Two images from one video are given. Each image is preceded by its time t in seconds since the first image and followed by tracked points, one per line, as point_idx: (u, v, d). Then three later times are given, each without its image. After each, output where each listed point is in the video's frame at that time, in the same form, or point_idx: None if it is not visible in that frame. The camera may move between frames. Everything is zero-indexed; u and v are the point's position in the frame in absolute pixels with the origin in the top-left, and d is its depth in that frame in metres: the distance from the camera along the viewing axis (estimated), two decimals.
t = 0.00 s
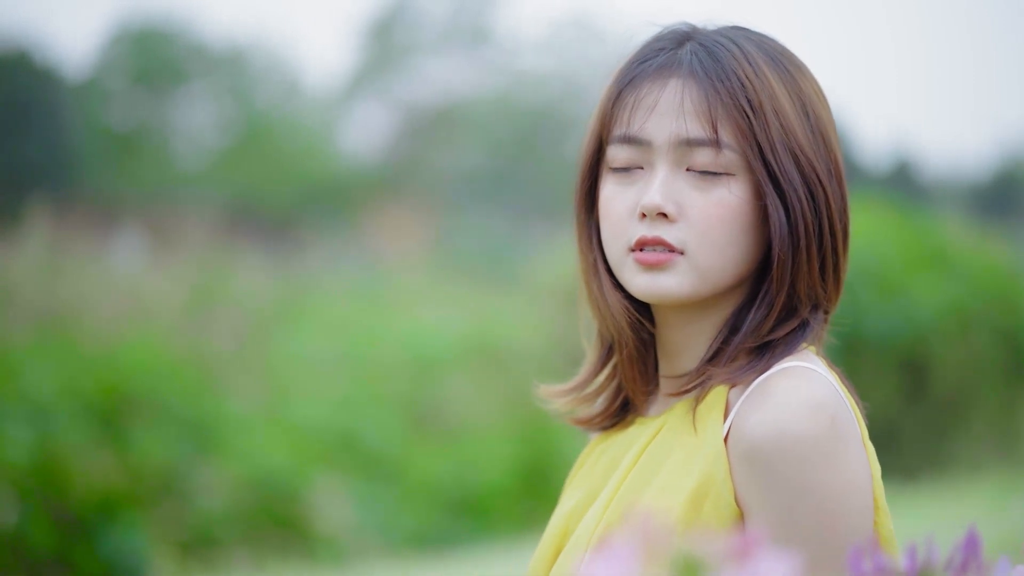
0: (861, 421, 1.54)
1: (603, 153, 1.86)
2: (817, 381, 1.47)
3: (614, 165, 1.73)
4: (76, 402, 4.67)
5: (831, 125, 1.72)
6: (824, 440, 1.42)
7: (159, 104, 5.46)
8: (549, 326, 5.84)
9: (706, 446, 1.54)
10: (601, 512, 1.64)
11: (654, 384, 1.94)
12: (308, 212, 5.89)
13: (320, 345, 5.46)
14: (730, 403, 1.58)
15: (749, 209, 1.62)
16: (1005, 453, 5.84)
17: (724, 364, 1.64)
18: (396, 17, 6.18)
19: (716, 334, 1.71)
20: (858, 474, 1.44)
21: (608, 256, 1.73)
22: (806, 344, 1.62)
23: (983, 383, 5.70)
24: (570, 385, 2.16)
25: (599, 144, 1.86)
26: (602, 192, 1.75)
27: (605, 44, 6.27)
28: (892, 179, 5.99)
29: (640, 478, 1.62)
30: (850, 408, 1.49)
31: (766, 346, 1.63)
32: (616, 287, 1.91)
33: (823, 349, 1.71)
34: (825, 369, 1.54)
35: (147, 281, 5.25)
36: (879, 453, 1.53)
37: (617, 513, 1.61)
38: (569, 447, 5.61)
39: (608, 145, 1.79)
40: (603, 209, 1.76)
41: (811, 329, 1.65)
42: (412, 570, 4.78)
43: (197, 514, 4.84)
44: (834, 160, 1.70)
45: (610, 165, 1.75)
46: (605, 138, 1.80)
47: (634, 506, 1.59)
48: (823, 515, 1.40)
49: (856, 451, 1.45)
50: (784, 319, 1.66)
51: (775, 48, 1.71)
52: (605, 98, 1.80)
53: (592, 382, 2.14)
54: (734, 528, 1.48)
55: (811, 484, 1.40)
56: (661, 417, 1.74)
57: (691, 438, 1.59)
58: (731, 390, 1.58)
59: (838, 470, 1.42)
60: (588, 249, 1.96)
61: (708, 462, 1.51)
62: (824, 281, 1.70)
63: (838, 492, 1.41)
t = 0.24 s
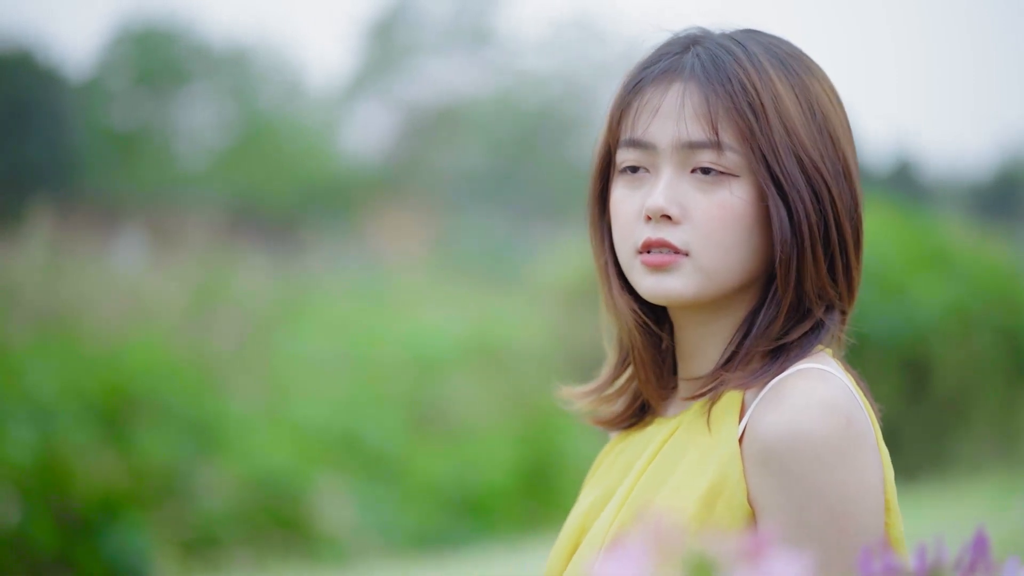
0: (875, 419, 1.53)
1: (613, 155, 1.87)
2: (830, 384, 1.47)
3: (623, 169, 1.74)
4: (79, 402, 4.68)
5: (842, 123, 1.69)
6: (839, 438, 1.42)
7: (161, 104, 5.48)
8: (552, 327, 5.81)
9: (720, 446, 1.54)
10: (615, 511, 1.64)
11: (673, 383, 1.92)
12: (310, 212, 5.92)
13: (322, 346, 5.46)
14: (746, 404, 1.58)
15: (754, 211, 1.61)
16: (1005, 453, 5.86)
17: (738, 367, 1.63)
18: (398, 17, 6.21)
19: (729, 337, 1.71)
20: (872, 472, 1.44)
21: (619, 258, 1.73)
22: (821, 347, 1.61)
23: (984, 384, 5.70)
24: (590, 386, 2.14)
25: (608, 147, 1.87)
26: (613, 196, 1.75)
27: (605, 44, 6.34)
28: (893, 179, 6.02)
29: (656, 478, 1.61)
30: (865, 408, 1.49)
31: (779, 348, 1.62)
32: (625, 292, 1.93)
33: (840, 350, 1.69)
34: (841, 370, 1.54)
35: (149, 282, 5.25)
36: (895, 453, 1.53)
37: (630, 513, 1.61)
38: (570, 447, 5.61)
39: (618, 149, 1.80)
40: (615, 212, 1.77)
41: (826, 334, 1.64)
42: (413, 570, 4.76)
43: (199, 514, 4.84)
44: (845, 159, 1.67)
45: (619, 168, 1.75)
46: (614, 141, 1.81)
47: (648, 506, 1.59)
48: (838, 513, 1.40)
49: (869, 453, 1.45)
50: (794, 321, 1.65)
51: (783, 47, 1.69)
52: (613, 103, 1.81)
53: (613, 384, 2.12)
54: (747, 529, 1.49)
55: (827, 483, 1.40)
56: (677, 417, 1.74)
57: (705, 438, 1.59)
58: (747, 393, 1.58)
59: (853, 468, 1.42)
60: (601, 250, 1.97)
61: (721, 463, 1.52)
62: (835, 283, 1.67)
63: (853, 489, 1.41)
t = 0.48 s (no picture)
0: (882, 424, 1.52)
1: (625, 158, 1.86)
2: (836, 385, 1.47)
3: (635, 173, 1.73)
4: (80, 403, 4.68)
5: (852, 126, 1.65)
6: (842, 444, 1.41)
7: (162, 104, 5.49)
8: (553, 328, 5.82)
9: (725, 446, 1.54)
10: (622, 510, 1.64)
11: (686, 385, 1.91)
12: (311, 212, 5.93)
13: (323, 346, 5.47)
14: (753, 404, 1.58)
15: (762, 214, 1.58)
16: (1006, 453, 5.84)
17: (747, 369, 1.62)
18: (399, 17, 6.19)
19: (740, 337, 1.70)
20: (874, 479, 1.44)
21: (632, 260, 1.73)
22: (830, 346, 1.59)
23: (984, 384, 5.70)
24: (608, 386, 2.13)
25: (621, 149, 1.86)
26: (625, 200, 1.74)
27: (606, 44, 6.31)
28: (894, 179, 6.03)
29: (662, 478, 1.62)
30: (871, 414, 1.48)
31: (787, 350, 1.60)
32: (631, 296, 1.94)
33: (853, 350, 1.67)
34: (851, 375, 1.53)
35: (150, 282, 5.26)
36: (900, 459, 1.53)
37: (635, 512, 1.61)
38: (571, 447, 5.62)
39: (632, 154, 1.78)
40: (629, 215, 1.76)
41: (837, 334, 1.61)
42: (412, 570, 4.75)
43: (200, 514, 4.83)
44: (853, 162, 1.64)
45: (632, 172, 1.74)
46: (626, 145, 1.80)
47: (653, 505, 1.60)
48: (837, 520, 1.40)
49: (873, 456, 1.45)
50: (801, 323, 1.63)
51: (792, 51, 1.66)
52: (624, 108, 1.79)
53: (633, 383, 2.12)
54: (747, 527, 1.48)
55: (828, 489, 1.40)
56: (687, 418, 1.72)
57: (711, 438, 1.59)
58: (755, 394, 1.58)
59: (854, 475, 1.41)
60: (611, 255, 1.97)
61: (724, 462, 1.52)
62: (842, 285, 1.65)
63: (853, 495, 1.41)
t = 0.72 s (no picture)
0: (884, 431, 1.37)
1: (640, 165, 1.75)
2: (827, 387, 1.31)
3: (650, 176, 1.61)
4: (82, 402, 4.67)
5: (869, 135, 1.53)
6: (838, 448, 1.26)
7: (163, 105, 5.52)
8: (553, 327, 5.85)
9: (724, 441, 1.40)
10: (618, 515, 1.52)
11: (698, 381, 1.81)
12: (313, 213, 5.96)
13: (325, 345, 5.48)
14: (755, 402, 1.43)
15: (776, 221, 1.47)
16: (1006, 454, 5.83)
17: (751, 369, 1.49)
18: (400, 18, 6.23)
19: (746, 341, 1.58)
20: (870, 490, 1.29)
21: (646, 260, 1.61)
22: (835, 347, 1.46)
23: (984, 384, 5.70)
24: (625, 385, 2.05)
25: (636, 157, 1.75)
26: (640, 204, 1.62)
27: (605, 43, 6.31)
28: (893, 179, 6.04)
29: (661, 479, 1.48)
30: (874, 420, 1.32)
31: (791, 352, 1.47)
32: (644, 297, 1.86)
33: (861, 353, 1.54)
34: (856, 378, 1.37)
35: (151, 282, 5.26)
36: (898, 468, 1.38)
37: (633, 516, 1.47)
38: (572, 447, 5.62)
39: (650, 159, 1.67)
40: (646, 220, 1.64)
41: (843, 336, 1.48)
42: (415, 569, 4.76)
43: (203, 514, 4.82)
44: (870, 170, 1.52)
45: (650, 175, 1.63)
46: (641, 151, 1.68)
47: (651, 508, 1.46)
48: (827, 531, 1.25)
49: (870, 459, 1.29)
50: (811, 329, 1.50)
51: (811, 56, 1.54)
52: (639, 112, 1.67)
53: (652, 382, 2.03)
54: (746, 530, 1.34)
55: (820, 496, 1.25)
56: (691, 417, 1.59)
57: (713, 434, 1.45)
58: (757, 392, 1.43)
59: (851, 483, 1.26)
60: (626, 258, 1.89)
61: (722, 458, 1.38)
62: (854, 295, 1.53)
63: (848, 506, 1.25)
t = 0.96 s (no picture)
0: (885, 430, 1.33)
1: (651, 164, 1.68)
2: (826, 382, 1.28)
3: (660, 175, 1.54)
4: (83, 402, 4.67)
5: (880, 142, 1.47)
6: (837, 443, 1.23)
7: (163, 105, 5.54)
8: (553, 327, 5.87)
9: (723, 437, 1.36)
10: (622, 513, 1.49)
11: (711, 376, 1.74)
12: (314, 212, 5.98)
13: (326, 345, 5.48)
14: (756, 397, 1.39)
15: (784, 224, 1.41)
16: (1006, 454, 5.84)
17: (752, 364, 1.44)
18: (400, 18, 6.25)
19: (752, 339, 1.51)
20: (870, 487, 1.26)
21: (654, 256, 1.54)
22: (839, 343, 1.41)
23: (985, 384, 5.70)
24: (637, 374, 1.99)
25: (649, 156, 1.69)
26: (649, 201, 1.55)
27: (605, 44, 6.29)
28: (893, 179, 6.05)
29: (662, 475, 1.44)
30: (874, 417, 1.29)
31: (793, 347, 1.42)
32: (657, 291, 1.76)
33: (868, 354, 1.48)
34: (859, 376, 1.34)
35: (151, 282, 5.25)
36: (899, 465, 1.35)
37: (635, 513, 1.44)
38: (572, 447, 5.63)
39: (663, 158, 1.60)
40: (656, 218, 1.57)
41: (844, 334, 1.43)
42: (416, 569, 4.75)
43: (203, 514, 4.81)
44: (880, 176, 1.46)
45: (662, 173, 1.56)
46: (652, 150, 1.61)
47: (653, 506, 1.43)
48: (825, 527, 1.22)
49: (869, 457, 1.26)
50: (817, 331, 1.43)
51: (825, 60, 1.48)
52: (649, 112, 1.61)
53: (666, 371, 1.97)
54: (744, 528, 1.30)
55: (819, 491, 1.22)
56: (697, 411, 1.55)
57: (715, 429, 1.41)
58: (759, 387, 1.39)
59: (851, 479, 1.23)
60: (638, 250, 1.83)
61: (720, 455, 1.35)
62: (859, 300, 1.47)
63: (847, 501, 1.22)
